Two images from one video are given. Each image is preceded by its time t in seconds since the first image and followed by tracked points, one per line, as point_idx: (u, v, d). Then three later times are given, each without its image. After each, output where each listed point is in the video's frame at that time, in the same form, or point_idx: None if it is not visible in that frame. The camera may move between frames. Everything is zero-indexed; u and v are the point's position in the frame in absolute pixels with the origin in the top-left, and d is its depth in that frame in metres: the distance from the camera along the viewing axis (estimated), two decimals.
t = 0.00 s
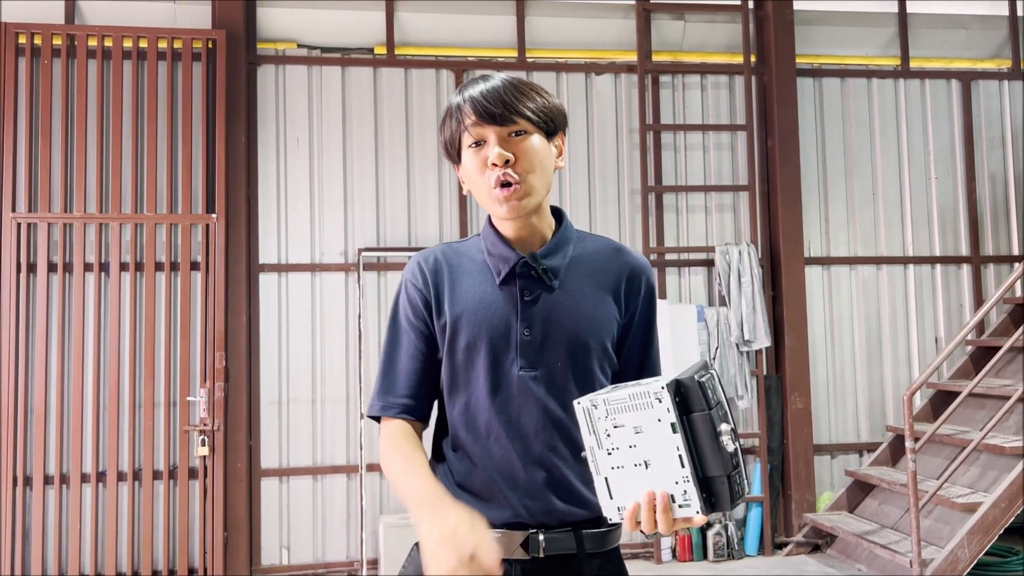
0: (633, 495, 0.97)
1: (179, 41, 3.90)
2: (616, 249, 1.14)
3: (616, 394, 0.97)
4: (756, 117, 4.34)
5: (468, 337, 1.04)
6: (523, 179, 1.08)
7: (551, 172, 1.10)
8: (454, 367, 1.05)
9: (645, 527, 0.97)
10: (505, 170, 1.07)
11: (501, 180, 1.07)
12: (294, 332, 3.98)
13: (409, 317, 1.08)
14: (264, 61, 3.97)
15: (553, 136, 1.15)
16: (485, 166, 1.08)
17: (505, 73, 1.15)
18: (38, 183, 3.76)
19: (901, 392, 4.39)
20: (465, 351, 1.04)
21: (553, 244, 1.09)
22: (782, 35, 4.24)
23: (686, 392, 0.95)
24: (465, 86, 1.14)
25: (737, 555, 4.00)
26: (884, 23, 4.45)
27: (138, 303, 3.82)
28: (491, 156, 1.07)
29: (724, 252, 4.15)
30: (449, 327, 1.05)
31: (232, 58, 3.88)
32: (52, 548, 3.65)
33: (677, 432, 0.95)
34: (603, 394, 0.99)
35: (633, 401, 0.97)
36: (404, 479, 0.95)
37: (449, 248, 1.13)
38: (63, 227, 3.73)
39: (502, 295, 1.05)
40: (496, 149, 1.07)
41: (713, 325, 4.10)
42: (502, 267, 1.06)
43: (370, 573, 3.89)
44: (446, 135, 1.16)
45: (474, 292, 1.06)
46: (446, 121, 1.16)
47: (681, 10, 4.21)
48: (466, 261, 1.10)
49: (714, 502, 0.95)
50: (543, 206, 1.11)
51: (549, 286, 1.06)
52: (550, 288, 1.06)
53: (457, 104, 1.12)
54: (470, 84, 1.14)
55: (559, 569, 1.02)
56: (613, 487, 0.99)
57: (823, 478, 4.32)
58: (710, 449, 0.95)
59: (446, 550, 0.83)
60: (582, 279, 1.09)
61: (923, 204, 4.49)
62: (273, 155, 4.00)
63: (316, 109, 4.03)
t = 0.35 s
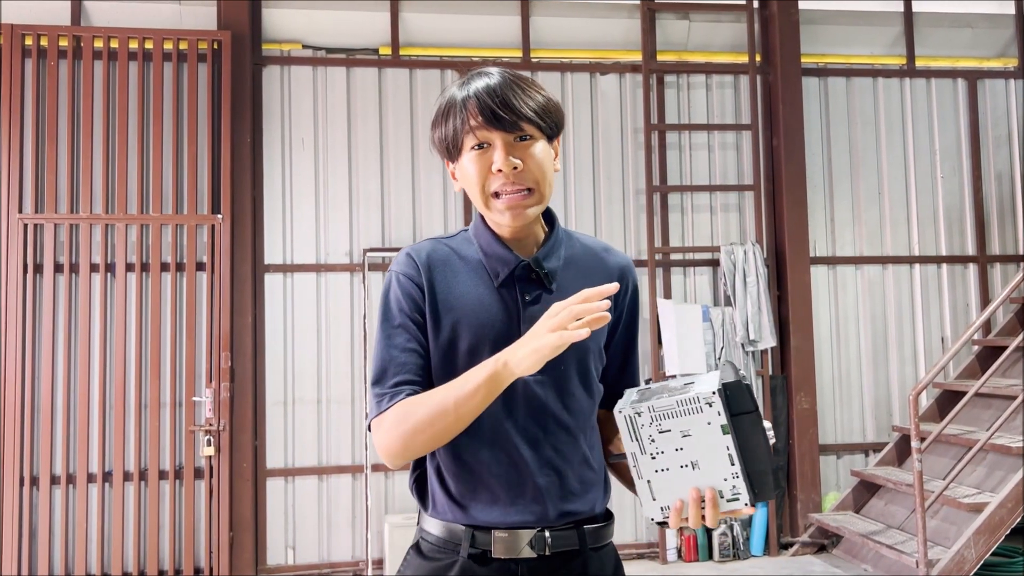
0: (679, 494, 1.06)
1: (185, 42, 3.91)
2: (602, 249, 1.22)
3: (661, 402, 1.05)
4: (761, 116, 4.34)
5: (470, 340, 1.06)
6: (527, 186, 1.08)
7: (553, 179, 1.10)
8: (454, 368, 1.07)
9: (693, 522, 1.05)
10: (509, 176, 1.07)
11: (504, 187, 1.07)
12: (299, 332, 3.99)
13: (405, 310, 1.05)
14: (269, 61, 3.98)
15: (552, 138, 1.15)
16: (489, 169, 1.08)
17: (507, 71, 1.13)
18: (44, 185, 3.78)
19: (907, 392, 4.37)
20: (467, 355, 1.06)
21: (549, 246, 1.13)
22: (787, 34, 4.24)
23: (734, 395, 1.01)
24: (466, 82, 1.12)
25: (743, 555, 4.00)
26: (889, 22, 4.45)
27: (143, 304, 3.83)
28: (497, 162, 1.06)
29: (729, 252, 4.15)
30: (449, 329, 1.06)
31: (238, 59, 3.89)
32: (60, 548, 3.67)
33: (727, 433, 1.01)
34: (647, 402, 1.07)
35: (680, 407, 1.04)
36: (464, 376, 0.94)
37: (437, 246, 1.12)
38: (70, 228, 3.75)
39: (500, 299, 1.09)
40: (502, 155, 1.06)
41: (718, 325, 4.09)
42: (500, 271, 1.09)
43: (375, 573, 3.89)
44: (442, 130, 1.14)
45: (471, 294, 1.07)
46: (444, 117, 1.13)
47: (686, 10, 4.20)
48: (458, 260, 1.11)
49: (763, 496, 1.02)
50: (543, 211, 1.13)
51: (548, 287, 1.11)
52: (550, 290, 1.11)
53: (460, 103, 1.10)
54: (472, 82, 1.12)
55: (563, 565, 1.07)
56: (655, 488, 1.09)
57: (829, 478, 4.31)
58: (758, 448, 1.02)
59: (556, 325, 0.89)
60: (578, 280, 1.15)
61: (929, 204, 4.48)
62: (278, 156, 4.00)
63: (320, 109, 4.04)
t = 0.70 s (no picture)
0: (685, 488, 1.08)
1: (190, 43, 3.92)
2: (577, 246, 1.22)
3: (673, 394, 1.10)
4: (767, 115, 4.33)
5: (448, 339, 1.05)
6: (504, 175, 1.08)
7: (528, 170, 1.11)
8: (431, 369, 1.06)
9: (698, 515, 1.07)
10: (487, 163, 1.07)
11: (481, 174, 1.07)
12: (305, 331, 3.99)
13: (380, 316, 1.03)
14: (275, 61, 3.98)
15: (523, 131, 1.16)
16: (465, 159, 1.08)
17: (478, 66, 1.15)
18: (50, 185, 3.78)
19: (913, 391, 4.35)
20: (445, 355, 1.05)
21: (524, 243, 1.13)
22: (793, 33, 4.23)
23: (741, 389, 1.09)
24: (438, 75, 1.14)
25: (749, 555, 3.99)
26: (895, 20, 4.43)
27: (149, 303, 3.83)
28: (473, 150, 1.06)
29: (734, 251, 4.14)
30: (425, 330, 1.05)
31: (243, 59, 3.89)
32: (66, 547, 3.68)
33: (736, 425, 1.08)
34: (656, 395, 1.11)
35: (691, 399, 1.09)
36: (449, 378, 0.92)
37: (408, 248, 1.11)
38: (76, 228, 3.76)
39: (476, 298, 1.08)
40: (478, 143, 1.07)
41: (723, 324, 4.09)
42: (477, 269, 1.09)
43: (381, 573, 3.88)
44: (414, 125, 1.14)
45: (446, 294, 1.07)
46: (416, 110, 1.14)
47: (691, 9, 4.20)
48: (432, 260, 1.10)
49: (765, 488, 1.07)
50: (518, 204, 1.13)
51: (525, 285, 1.11)
52: (526, 287, 1.11)
53: (433, 94, 1.11)
54: (444, 74, 1.13)
55: (548, 569, 1.07)
56: (660, 483, 1.09)
57: (836, 478, 4.29)
58: (762, 441, 1.09)
59: (544, 325, 0.88)
60: (555, 277, 1.15)
61: (936, 202, 4.46)
62: (283, 156, 4.01)
63: (326, 109, 4.04)
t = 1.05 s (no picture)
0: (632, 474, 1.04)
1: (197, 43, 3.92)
2: (567, 244, 1.22)
3: (609, 370, 1.06)
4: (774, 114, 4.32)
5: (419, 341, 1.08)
6: (485, 171, 1.10)
7: (512, 170, 1.13)
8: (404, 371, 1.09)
9: (647, 502, 1.03)
10: (468, 159, 1.09)
11: (462, 168, 1.09)
12: (313, 330, 4.00)
13: (352, 322, 1.10)
14: (282, 61, 3.99)
15: (513, 131, 1.17)
16: (448, 151, 1.10)
17: (476, 62, 1.16)
18: (59, 186, 3.80)
19: (922, 390, 4.33)
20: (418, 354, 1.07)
21: (504, 240, 1.14)
22: (800, 31, 4.22)
23: (684, 362, 1.03)
24: (434, 67, 1.15)
25: (756, 554, 3.98)
26: (903, 18, 4.41)
27: (157, 303, 3.84)
28: (457, 142, 1.08)
29: (742, 250, 4.12)
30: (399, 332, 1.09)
31: (250, 59, 3.90)
32: (75, 546, 3.70)
33: (677, 402, 1.02)
34: (595, 372, 1.07)
35: (629, 375, 1.05)
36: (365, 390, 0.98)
37: (392, 251, 1.17)
38: (84, 228, 3.77)
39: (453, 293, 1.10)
40: (463, 136, 1.08)
41: (731, 323, 4.07)
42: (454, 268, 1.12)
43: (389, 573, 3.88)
44: (405, 113, 1.16)
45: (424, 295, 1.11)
46: (409, 99, 1.16)
47: (698, 7, 4.19)
48: (414, 262, 1.15)
49: (718, 471, 1.00)
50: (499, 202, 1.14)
51: (504, 282, 1.11)
52: (504, 284, 1.11)
53: (426, 84, 1.13)
54: (440, 66, 1.15)
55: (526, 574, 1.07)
56: (607, 469, 1.07)
57: (844, 477, 4.28)
58: (711, 419, 1.02)
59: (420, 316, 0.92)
60: (538, 273, 1.15)
61: (944, 200, 4.44)
62: (291, 156, 4.01)
63: (333, 108, 4.04)
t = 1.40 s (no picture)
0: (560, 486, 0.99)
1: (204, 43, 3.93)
2: (568, 243, 1.19)
3: (545, 377, 1.02)
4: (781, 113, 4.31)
5: (410, 343, 1.09)
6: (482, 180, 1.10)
7: (511, 179, 1.12)
8: (396, 373, 1.10)
9: (569, 519, 0.96)
10: (468, 165, 1.08)
11: (460, 173, 1.09)
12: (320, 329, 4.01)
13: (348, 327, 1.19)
14: (289, 61, 4.00)
15: (521, 136, 1.16)
16: (449, 153, 1.09)
17: (488, 59, 1.15)
18: (67, 186, 3.81)
19: (930, 390, 4.32)
20: (408, 357, 1.09)
21: (501, 243, 1.13)
22: (807, 29, 4.21)
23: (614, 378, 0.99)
24: (447, 62, 1.14)
25: (763, 554, 3.97)
26: (911, 16, 4.39)
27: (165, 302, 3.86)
28: (457, 147, 1.08)
29: (749, 249, 4.11)
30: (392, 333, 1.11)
31: (257, 59, 3.90)
32: (84, 544, 3.71)
33: (603, 417, 0.99)
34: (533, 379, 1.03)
35: (561, 385, 1.01)
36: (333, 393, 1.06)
37: (392, 250, 1.19)
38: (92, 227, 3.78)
39: (447, 296, 1.10)
40: (463, 141, 1.08)
41: (738, 322, 4.07)
42: (448, 269, 1.11)
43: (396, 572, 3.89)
44: (411, 108, 1.16)
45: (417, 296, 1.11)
46: (419, 91, 1.15)
47: (704, 5, 4.18)
48: (412, 259, 1.16)
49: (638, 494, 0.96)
50: (496, 207, 1.15)
51: (498, 287, 1.10)
52: (498, 289, 1.10)
53: (436, 80, 1.12)
54: (453, 62, 1.13)
55: None
56: (543, 478, 1.02)
57: (851, 477, 4.27)
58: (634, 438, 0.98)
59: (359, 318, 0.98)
60: (532, 277, 1.12)
61: (953, 199, 4.42)
62: (297, 156, 4.02)
63: (340, 108, 4.05)
